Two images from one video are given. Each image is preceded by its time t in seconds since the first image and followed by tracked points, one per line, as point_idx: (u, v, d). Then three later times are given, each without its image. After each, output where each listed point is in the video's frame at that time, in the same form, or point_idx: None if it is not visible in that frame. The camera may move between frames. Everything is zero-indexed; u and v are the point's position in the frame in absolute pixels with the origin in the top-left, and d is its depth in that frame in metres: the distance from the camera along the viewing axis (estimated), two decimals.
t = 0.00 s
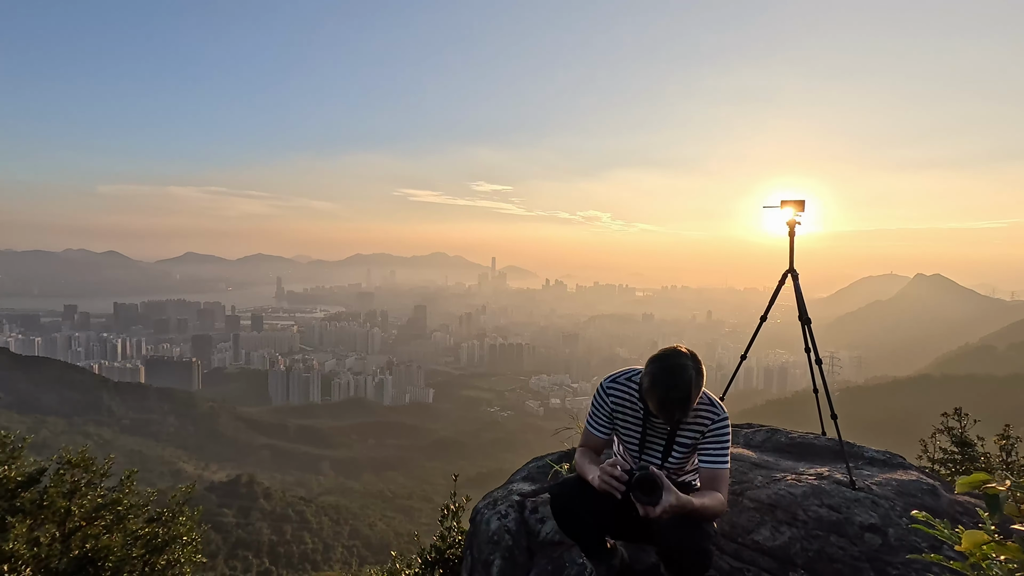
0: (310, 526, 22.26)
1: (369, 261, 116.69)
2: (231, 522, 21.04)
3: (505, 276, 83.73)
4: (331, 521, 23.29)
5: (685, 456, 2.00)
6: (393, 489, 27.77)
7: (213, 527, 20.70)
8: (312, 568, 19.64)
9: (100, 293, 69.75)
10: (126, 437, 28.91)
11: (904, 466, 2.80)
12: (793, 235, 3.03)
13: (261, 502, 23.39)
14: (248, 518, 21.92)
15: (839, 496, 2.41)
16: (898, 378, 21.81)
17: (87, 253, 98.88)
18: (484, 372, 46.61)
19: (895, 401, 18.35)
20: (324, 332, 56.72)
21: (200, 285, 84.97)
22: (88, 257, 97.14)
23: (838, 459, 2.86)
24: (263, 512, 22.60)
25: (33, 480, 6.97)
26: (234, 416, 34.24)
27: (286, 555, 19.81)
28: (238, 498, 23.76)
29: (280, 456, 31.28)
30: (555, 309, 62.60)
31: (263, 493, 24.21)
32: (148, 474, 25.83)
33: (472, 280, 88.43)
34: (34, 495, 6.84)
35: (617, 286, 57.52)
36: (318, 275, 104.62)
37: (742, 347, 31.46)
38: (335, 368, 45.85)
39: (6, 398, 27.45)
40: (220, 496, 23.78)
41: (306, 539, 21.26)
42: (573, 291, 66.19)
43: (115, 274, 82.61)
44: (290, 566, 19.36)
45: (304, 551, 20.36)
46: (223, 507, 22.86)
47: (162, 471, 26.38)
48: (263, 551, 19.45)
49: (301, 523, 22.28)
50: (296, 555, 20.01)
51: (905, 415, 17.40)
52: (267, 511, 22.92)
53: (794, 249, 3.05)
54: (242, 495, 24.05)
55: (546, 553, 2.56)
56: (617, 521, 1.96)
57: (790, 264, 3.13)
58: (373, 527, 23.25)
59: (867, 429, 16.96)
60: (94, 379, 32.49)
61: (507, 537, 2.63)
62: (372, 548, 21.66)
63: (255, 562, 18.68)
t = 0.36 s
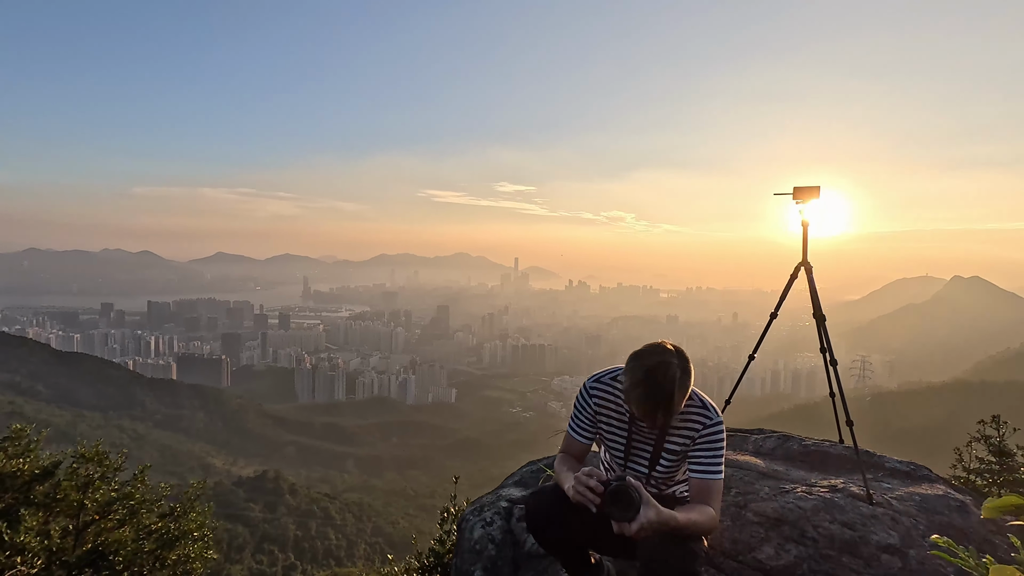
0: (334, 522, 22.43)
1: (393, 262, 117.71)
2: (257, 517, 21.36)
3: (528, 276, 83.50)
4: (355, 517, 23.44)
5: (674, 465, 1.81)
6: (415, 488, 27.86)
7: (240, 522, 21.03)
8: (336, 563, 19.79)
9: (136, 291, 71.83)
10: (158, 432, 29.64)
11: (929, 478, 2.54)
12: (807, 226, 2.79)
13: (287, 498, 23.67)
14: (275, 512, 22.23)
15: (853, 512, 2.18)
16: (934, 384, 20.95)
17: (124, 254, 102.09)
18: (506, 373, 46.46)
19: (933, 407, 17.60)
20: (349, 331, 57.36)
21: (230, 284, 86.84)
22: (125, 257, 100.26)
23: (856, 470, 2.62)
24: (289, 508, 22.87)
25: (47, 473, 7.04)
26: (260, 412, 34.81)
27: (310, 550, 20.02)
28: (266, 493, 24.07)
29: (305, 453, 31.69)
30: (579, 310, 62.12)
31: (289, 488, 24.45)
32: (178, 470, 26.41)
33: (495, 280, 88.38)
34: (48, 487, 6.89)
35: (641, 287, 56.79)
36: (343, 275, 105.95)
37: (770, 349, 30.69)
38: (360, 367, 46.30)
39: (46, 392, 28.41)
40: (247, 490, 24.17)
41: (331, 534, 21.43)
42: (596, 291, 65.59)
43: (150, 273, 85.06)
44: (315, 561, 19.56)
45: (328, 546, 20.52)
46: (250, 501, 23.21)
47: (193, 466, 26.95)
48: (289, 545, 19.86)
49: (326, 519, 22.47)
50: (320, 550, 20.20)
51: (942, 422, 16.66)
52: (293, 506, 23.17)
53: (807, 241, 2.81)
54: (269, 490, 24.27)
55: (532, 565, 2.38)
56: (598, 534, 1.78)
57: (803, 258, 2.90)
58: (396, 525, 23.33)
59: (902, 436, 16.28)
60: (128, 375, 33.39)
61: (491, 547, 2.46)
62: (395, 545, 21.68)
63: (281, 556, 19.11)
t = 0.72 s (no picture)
0: (351, 517, 22.60)
1: (409, 259, 118.10)
2: (275, 511, 21.65)
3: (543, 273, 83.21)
4: (371, 513, 23.54)
5: (657, 459, 1.72)
6: (430, 484, 27.99)
7: (258, 516, 21.32)
8: (352, 558, 19.95)
9: (158, 288, 73.09)
10: (179, 426, 30.11)
11: (937, 478, 2.41)
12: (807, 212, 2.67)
13: (304, 493, 23.86)
14: (292, 507, 22.47)
15: (852, 511, 2.07)
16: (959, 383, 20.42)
17: (146, 252, 103.96)
18: (521, 371, 46.36)
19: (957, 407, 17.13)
20: (365, 328, 57.71)
21: (249, 282, 87.92)
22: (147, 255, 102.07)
23: (858, 467, 2.50)
24: (306, 503, 23.11)
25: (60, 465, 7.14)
26: (277, 408, 35.21)
27: (327, 545, 20.25)
28: (283, 488, 24.28)
29: (323, 449, 31.99)
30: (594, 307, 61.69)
31: (306, 483, 24.66)
32: (200, 465, 26.85)
33: (511, 278, 88.24)
34: (59, 479, 6.96)
35: (658, 285, 56.24)
36: (359, 273, 106.67)
37: (787, 348, 30.19)
38: (376, 364, 46.57)
39: (72, 387, 29.08)
40: (266, 484, 24.46)
41: (347, 529, 21.60)
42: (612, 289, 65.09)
43: (172, 271, 86.50)
44: (332, 555, 19.77)
45: (345, 541, 20.71)
46: (268, 495, 23.44)
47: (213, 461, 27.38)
48: (306, 539, 20.17)
49: (342, 514, 22.63)
50: (337, 545, 20.39)
51: (967, 423, 16.21)
52: (311, 501, 23.41)
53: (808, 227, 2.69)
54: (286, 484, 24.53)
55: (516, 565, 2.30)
56: (576, 532, 1.70)
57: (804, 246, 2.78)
58: (411, 520, 23.43)
59: (924, 437, 15.88)
60: (151, 370, 34.02)
61: (475, 544, 2.39)
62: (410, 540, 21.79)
63: (298, 550, 19.44)
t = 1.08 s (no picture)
0: (361, 509, 22.66)
1: (420, 253, 118.17)
2: (287, 503, 21.78)
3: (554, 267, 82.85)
4: (381, 505, 23.54)
5: (651, 437, 1.57)
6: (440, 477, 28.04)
7: (270, 507, 21.48)
8: (364, 549, 20.03)
9: (172, 282, 73.83)
10: (193, 418, 30.44)
11: (959, 464, 2.24)
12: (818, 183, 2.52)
13: (316, 485, 23.91)
14: (304, 499, 22.57)
15: (865, 498, 1.91)
16: (978, 379, 19.93)
17: (161, 247, 105.13)
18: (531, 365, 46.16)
19: (976, 403, 16.76)
20: (376, 322, 57.87)
21: (262, 276, 88.56)
22: (162, 250, 103.18)
23: (874, 454, 2.33)
24: (317, 494, 23.20)
25: (63, 452, 7.14)
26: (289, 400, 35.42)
27: (338, 537, 20.39)
28: (295, 480, 24.29)
29: (334, 441, 32.16)
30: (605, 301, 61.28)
31: (318, 475, 24.76)
32: (214, 457, 27.12)
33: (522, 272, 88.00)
34: (62, 466, 6.92)
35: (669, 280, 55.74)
36: (370, 267, 106.90)
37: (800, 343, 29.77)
38: (386, 358, 46.70)
39: (89, 379, 29.54)
40: (277, 475, 24.45)
41: (358, 521, 21.69)
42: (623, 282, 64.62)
43: (186, 266, 87.36)
44: (344, 547, 19.90)
45: (356, 533, 20.80)
46: (280, 487, 23.46)
47: (227, 453, 27.65)
48: (317, 531, 20.37)
49: (353, 506, 22.65)
50: (348, 536, 20.51)
51: (988, 420, 15.79)
52: (322, 493, 23.50)
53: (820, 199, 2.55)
54: (298, 476, 24.52)
55: (503, 551, 2.18)
56: (559, 513, 1.57)
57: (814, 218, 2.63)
58: (421, 513, 23.43)
59: (942, 432, 15.50)
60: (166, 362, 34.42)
61: (461, 530, 2.27)
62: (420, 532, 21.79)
63: (310, 541, 19.68)
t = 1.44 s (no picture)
0: (365, 501, 22.63)
1: (423, 247, 117.99)
2: (292, 495, 21.75)
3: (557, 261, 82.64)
4: (385, 498, 23.52)
5: (649, 425, 1.40)
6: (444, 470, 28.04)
7: (276, 499, 21.48)
8: (368, 540, 20.06)
9: (177, 276, 73.89)
10: (198, 411, 30.48)
11: (985, 459, 2.06)
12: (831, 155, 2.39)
13: (321, 478, 23.88)
14: (309, 492, 22.58)
15: (883, 494, 1.74)
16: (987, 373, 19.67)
17: (166, 242, 105.28)
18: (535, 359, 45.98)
19: (986, 396, 16.55)
20: (380, 316, 57.82)
21: (266, 270, 88.61)
22: (167, 245, 103.34)
23: (891, 446, 2.17)
24: (322, 487, 23.19)
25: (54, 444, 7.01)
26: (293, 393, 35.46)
27: (343, 529, 20.42)
28: (299, 473, 24.19)
29: (338, 434, 32.18)
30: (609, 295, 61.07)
31: (322, 468, 24.69)
32: (219, 450, 27.18)
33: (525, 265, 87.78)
34: (54, 458, 6.79)
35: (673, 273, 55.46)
36: (373, 261, 106.78)
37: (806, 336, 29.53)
38: (390, 351, 46.67)
39: (96, 372, 29.68)
40: (282, 468, 24.29)
41: (362, 513, 21.70)
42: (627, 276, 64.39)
43: (191, 260, 87.46)
44: (348, 539, 19.96)
45: (360, 525, 20.81)
46: (285, 480, 23.42)
47: (232, 446, 27.71)
48: (322, 522, 20.41)
49: (357, 499, 22.62)
50: (353, 529, 20.55)
51: (997, 414, 15.57)
52: (327, 486, 23.47)
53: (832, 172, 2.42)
54: (302, 469, 24.44)
55: (489, 551, 2.01)
56: (546, 512, 1.40)
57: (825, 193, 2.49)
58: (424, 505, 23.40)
59: (950, 425, 15.30)
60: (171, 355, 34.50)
61: (445, 529, 2.11)
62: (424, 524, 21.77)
63: (315, 532, 19.73)
